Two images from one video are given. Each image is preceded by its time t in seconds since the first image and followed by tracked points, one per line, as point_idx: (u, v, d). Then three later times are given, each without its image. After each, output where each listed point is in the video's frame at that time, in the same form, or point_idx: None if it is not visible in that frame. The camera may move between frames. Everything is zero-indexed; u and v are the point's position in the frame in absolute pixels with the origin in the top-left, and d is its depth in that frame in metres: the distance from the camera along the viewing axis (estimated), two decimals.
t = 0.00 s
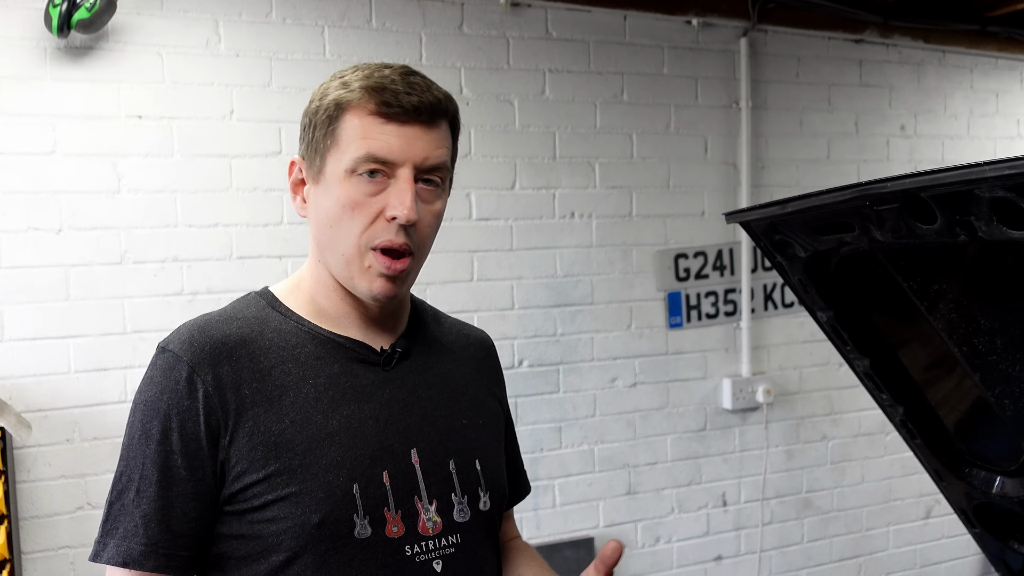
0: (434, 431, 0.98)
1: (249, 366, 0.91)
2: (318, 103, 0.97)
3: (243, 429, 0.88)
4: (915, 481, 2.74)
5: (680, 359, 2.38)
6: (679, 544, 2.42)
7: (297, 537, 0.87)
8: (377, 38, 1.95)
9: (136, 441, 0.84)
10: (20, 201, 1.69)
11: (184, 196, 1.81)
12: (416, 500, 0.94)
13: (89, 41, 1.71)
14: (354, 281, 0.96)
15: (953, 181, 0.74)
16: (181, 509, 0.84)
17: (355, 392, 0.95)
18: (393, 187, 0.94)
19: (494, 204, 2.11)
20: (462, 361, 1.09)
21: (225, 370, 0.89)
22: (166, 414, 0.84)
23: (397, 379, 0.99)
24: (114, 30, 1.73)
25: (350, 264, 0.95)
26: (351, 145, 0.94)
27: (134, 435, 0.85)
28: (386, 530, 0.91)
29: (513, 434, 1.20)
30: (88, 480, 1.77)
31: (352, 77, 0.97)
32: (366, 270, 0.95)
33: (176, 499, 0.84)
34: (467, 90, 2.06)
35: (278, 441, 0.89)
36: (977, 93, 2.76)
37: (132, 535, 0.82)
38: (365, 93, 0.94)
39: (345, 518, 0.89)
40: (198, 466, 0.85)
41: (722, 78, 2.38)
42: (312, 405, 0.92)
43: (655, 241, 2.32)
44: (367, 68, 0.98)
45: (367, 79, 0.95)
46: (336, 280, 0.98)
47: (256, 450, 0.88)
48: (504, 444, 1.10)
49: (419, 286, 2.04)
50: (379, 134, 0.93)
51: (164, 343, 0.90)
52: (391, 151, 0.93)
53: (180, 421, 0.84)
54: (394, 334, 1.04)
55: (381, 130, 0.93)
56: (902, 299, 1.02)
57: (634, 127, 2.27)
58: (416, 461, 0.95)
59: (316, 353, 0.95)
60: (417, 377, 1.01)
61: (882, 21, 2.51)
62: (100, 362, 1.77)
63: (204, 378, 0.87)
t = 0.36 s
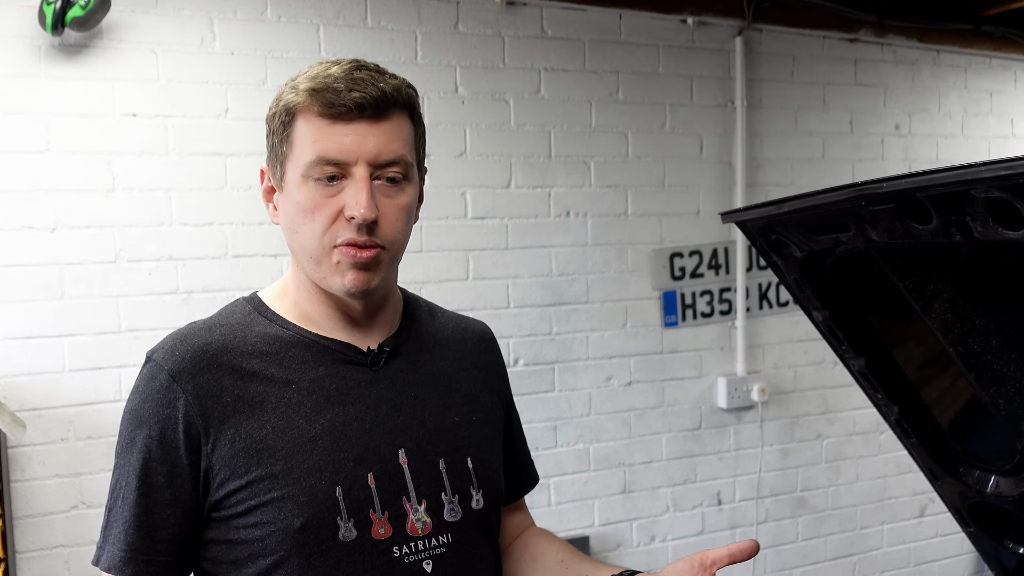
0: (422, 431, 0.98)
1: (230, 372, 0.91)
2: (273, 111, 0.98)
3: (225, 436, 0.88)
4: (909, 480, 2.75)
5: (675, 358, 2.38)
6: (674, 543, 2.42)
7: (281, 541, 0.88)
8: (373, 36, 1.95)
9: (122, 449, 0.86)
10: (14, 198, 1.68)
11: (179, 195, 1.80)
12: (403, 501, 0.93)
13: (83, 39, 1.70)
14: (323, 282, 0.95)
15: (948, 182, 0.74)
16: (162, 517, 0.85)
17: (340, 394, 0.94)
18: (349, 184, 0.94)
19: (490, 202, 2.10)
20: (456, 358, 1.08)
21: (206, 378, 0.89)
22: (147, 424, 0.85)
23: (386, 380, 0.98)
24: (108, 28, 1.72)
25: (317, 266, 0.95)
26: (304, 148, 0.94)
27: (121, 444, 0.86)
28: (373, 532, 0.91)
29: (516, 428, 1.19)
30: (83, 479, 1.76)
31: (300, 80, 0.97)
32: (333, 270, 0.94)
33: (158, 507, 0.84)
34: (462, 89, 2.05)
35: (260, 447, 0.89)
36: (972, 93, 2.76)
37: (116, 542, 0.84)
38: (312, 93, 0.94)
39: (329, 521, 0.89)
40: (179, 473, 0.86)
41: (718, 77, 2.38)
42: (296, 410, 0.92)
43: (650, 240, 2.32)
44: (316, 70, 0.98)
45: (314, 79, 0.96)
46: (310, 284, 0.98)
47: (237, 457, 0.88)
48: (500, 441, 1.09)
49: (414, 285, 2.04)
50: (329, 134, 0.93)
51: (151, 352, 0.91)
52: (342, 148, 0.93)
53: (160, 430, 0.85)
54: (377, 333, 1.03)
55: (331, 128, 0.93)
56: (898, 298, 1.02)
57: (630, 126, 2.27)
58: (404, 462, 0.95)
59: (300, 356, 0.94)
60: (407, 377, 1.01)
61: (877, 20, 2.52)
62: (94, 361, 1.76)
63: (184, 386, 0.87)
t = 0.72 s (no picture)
0: (422, 429, 0.98)
1: (229, 373, 0.90)
2: (290, 111, 0.95)
3: (225, 438, 0.88)
4: (914, 478, 2.74)
5: (678, 356, 2.37)
6: (677, 541, 2.42)
7: (281, 542, 0.87)
8: (376, 34, 1.94)
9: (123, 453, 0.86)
10: (17, 195, 1.68)
11: (183, 192, 1.80)
12: (403, 500, 0.93)
13: (86, 36, 1.70)
14: (345, 288, 0.95)
15: (954, 178, 0.73)
16: (164, 519, 0.85)
17: (339, 394, 0.94)
18: (376, 193, 0.93)
19: (493, 200, 2.10)
20: (454, 355, 1.08)
21: (206, 379, 0.89)
22: (148, 427, 0.85)
23: (384, 379, 0.98)
24: (111, 25, 1.72)
25: (338, 272, 0.94)
26: (330, 154, 0.92)
27: (122, 447, 0.86)
28: (373, 531, 0.91)
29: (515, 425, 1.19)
30: (87, 476, 1.77)
31: (324, 82, 0.94)
32: (357, 277, 0.94)
33: (160, 509, 0.84)
34: (465, 86, 2.05)
35: (260, 448, 0.89)
36: (976, 90, 2.75)
37: (119, 545, 0.83)
38: (341, 99, 0.92)
39: (330, 521, 0.89)
40: (180, 476, 0.86)
41: (721, 74, 2.37)
42: (295, 410, 0.91)
43: (653, 238, 2.31)
44: (337, 71, 0.95)
45: (340, 84, 0.93)
46: (323, 287, 0.97)
47: (237, 458, 0.88)
48: (500, 438, 1.09)
49: (417, 282, 2.04)
50: (358, 142, 0.91)
51: (148, 355, 0.91)
52: (372, 157, 0.92)
53: (159, 433, 0.85)
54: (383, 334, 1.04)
55: (360, 136, 0.92)
56: (902, 296, 1.01)
57: (633, 123, 2.26)
58: (403, 460, 0.95)
59: (298, 357, 0.94)
60: (406, 375, 1.00)
61: (882, 17, 2.51)
62: (97, 358, 1.76)
63: (184, 389, 0.87)
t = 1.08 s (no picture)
0: (425, 425, 0.98)
1: (238, 368, 0.90)
2: (320, 104, 0.93)
3: (239, 432, 0.87)
4: (919, 476, 2.73)
5: (682, 353, 2.37)
6: (681, 539, 2.42)
7: (291, 539, 0.87)
8: (378, 30, 1.94)
9: (132, 450, 0.83)
10: (21, 192, 1.69)
11: (186, 189, 1.80)
12: (408, 497, 0.93)
13: (89, 33, 1.71)
14: (361, 285, 0.95)
15: (956, 175, 0.73)
16: (186, 516, 0.83)
17: (344, 390, 0.94)
18: (403, 196, 0.93)
19: (496, 197, 2.10)
20: (453, 351, 1.08)
21: (217, 373, 0.88)
22: (163, 421, 0.83)
23: (387, 375, 0.98)
24: (114, 23, 1.73)
25: (356, 269, 0.94)
26: (362, 153, 0.91)
27: (130, 444, 0.83)
28: (379, 528, 0.91)
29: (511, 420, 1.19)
30: (89, 473, 1.78)
31: (359, 80, 0.93)
32: (374, 274, 0.94)
33: (184, 505, 0.83)
34: (468, 83, 2.05)
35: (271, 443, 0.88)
36: (982, 86, 2.73)
37: (138, 543, 0.81)
38: (380, 101, 0.92)
39: (337, 518, 0.89)
40: (198, 471, 0.85)
41: (725, 71, 2.36)
42: (303, 405, 0.91)
43: (657, 235, 2.31)
44: (371, 70, 0.94)
45: (378, 85, 0.93)
46: (335, 281, 0.97)
47: (250, 452, 0.87)
48: (498, 433, 1.09)
49: (420, 280, 2.04)
50: (392, 144, 0.91)
51: (149, 349, 0.88)
52: (405, 161, 0.92)
53: (175, 427, 0.84)
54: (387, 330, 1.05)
55: (395, 139, 0.92)
56: (905, 293, 1.01)
57: (637, 120, 2.25)
58: (407, 457, 0.95)
59: (304, 353, 0.94)
60: (408, 372, 1.01)
61: (886, 13, 2.49)
62: (100, 356, 1.77)
63: (197, 383, 0.86)
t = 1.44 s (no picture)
0: (434, 421, 0.99)
1: (252, 362, 0.88)
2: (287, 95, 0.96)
3: (251, 427, 0.86)
4: (923, 474, 2.72)
5: (686, 351, 2.36)
6: (685, 536, 2.42)
7: (306, 534, 0.86)
8: (380, 28, 1.94)
9: (142, 443, 0.81)
10: (24, 189, 1.69)
11: (188, 187, 1.81)
12: (420, 491, 0.94)
13: (91, 31, 1.71)
14: (332, 272, 0.95)
15: (957, 170, 0.73)
16: (196, 512, 0.82)
17: (356, 384, 0.94)
18: (361, 177, 0.93)
19: (499, 194, 2.10)
20: (454, 349, 1.09)
21: (230, 367, 0.86)
22: (176, 414, 0.81)
23: (396, 371, 0.98)
24: (116, 20, 1.73)
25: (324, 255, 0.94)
26: (318, 136, 0.92)
27: (139, 437, 0.81)
28: (394, 522, 0.91)
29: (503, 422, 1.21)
30: (93, 470, 1.78)
31: (318, 65, 0.94)
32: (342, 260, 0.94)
33: (194, 501, 0.81)
34: (471, 80, 2.05)
35: (286, 438, 0.87)
36: (987, 82, 2.72)
37: (147, 539, 0.80)
38: (329, 81, 0.92)
39: (354, 513, 0.88)
40: (210, 466, 0.83)
41: (729, 68, 2.35)
42: (317, 399, 0.91)
43: (660, 232, 2.30)
44: (333, 55, 0.95)
45: (332, 66, 0.93)
46: (320, 272, 0.98)
47: (264, 447, 0.86)
48: (497, 432, 1.11)
49: (423, 277, 2.04)
50: (344, 124, 0.91)
51: (159, 340, 0.86)
52: (356, 139, 0.92)
53: (188, 421, 0.82)
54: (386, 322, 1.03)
55: (347, 119, 0.92)
56: (907, 290, 1.01)
57: (640, 117, 2.25)
58: (419, 452, 0.96)
59: (315, 347, 0.93)
60: (415, 368, 1.01)
61: (891, 9, 2.48)
62: (103, 353, 1.77)
63: (210, 376, 0.84)
